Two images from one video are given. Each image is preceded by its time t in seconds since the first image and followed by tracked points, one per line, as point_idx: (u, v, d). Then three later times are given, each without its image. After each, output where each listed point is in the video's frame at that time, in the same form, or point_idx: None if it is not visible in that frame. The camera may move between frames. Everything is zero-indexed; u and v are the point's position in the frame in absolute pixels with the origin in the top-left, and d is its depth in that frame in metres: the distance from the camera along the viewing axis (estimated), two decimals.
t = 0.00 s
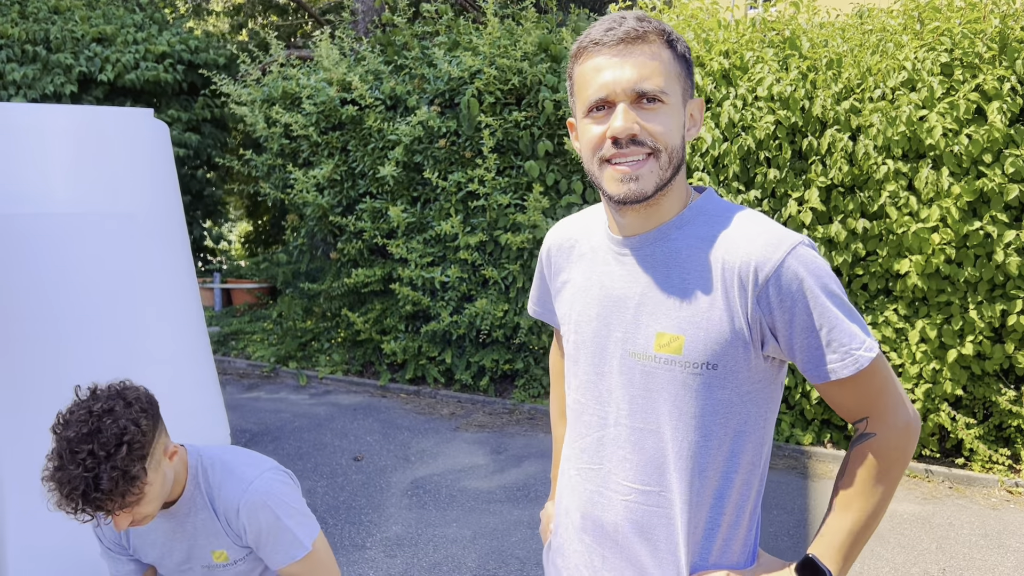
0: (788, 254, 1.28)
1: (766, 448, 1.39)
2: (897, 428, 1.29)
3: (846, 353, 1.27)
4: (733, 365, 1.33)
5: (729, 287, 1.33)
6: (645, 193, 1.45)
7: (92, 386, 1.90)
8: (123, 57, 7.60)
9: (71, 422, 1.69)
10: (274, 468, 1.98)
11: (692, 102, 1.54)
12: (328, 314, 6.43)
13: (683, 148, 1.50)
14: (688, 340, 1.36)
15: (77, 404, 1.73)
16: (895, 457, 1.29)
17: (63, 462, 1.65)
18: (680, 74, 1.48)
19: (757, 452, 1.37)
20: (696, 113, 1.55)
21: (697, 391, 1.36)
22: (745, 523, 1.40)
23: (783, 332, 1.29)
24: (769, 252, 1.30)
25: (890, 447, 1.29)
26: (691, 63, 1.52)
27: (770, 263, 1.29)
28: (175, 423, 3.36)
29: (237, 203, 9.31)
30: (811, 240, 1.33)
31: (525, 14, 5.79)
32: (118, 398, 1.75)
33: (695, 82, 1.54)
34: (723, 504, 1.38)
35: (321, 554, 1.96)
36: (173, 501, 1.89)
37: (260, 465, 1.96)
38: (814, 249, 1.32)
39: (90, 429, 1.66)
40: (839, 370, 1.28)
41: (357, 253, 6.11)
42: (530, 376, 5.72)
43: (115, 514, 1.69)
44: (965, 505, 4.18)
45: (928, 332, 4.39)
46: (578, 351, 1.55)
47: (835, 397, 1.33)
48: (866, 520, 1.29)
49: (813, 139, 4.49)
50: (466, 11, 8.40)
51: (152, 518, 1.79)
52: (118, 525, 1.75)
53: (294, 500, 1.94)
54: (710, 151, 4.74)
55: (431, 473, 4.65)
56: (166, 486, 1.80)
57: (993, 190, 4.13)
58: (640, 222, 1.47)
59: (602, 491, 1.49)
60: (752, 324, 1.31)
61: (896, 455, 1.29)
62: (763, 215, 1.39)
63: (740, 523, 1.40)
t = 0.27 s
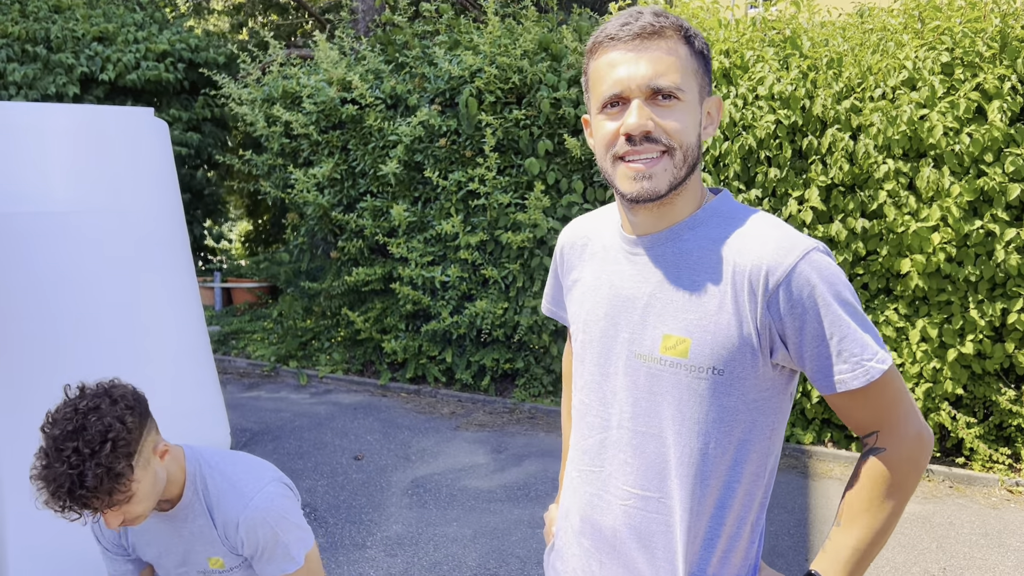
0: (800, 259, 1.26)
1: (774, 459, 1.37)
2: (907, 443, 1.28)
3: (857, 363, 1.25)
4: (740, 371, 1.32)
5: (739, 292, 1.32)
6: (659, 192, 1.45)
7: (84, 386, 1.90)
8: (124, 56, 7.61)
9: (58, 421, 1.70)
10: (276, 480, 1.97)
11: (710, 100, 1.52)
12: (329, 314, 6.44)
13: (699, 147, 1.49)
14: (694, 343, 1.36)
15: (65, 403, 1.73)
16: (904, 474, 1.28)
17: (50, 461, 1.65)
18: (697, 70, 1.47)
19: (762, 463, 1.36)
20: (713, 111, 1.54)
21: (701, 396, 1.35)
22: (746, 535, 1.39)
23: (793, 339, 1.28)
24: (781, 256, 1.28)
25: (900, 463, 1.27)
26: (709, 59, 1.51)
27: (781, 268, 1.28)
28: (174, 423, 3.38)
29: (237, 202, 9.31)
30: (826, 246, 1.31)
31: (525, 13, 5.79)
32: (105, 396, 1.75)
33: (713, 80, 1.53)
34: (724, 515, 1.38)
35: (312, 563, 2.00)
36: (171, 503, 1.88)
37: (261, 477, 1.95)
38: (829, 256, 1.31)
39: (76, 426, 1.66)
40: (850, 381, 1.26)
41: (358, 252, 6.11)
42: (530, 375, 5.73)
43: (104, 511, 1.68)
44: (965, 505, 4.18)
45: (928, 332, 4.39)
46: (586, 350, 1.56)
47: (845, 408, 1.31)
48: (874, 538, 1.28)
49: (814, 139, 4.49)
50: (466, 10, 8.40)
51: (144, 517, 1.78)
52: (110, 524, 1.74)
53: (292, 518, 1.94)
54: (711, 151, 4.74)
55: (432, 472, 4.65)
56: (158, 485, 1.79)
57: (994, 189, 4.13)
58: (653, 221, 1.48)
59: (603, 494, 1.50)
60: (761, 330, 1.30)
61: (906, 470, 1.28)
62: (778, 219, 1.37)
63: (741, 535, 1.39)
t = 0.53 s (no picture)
0: (807, 262, 1.25)
1: (780, 465, 1.36)
2: (915, 454, 1.25)
3: (862, 371, 1.23)
4: (744, 376, 1.31)
5: (744, 294, 1.31)
6: (664, 191, 1.44)
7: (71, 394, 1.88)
8: (125, 56, 7.61)
9: (46, 434, 1.68)
10: (273, 488, 1.96)
11: (719, 99, 1.51)
12: (329, 312, 6.43)
13: (708, 147, 1.48)
14: (697, 347, 1.35)
15: (50, 416, 1.71)
16: (912, 487, 1.26)
17: (40, 475, 1.64)
18: (706, 68, 1.46)
19: (766, 470, 1.35)
20: (723, 110, 1.53)
21: (704, 401, 1.35)
22: (749, 543, 1.39)
23: (799, 344, 1.26)
24: (787, 258, 1.27)
25: (908, 475, 1.25)
26: (718, 57, 1.49)
27: (787, 271, 1.26)
28: (174, 422, 3.39)
29: (237, 201, 9.31)
30: (836, 249, 1.28)
31: (525, 12, 5.78)
32: (90, 406, 1.73)
33: (723, 78, 1.51)
34: (726, 522, 1.38)
35: (313, 568, 1.99)
36: (168, 508, 1.90)
37: (257, 485, 1.94)
38: (839, 258, 1.28)
39: (64, 440, 1.65)
40: (857, 389, 1.24)
41: (358, 251, 6.11)
42: (530, 374, 5.73)
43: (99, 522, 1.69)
44: (966, 504, 4.17)
45: (929, 331, 4.38)
46: (591, 350, 1.56)
47: (852, 416, 1.29)
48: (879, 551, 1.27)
49: (815, 138, 4.49)
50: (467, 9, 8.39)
51: (141, 524, 1.79)
52: (107, 533, 1.75)
53: (289, 526, 1.92)
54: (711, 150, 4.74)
55: (432, 471, 4.65)
56: (153, 492, 1.79)
57: (995, 189, 4.13)
58: (660, 221, 1.47)
59: (606, 497, 1.50)
60: (766, 334, 1.29)
61: (914, 482, 1.26)
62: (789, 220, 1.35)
63: (744, 542, 1.39)
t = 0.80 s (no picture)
0: (807, 265, 1.24)
1: (782, 470, 1.36)
2: (919, 462, 1.25)
3: (863, 376, 1.22)
4: (743, 380, 1.31)
5: (744, 297, 1.30)
6: (667, 192, 1.44)
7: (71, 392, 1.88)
8: (124, 55, 7.60)
9: (49, 430, 1.68)
10: (276, 479, 1.97)
11: (724, 98, 1.50)
12: (329, 311, 6.43)
13: (712, 147, 1.47)
14: (697, 349, 1.35)
15: (54, 411, 1.71)
16: (916, 495, 1.26)
17: (43, 470, 1.64)
18: (711, 66, 1.45)
19: (767, 474, 1.35)
20: (728, 109, 1.52)
21: (703, 404, 1.34)
22: (749, 548, 1.38)
23: (800, 347, 1.26)
24: (788, 260, 1.26)
25: (912, 484, 1.25)
26: (723, 55, 1.49)
27: (787, 275, 1.25)
28: (174, 422, 3.38)
29: (237, 200, 9.30)
30: (839, 251, 1.27)
31: (525, 10, 5.78)
32: (94, 400, 1.73)
33: (728, 77, 1.50)
34: (726, 527, 1.37)
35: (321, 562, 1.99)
36: (171, 505, 1.89)
37: (261, 476, 1.96)
38: (842, 261, 1.27)
39: (67, 434, 1.64)
40: (858, 394, 1.24)
41: (358, 250, 6.11)
42: (530, 374, 5.73)
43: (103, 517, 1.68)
44: (966, 503, 4.17)
45: (930, 330, 4.38)
46: (593, 350, 1.56)
47: (855, 422, 1.29)
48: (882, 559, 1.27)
49: (815, 137, 4.48)
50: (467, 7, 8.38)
51: (145, 520, 1.78)
52: (112, 529, 1.74)
53: (294, 515, 1.93)
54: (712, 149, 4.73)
55: (433, 470, 4.65)
56: (157, 487, 1.79)
57: (995, 188, 4.12)
58: (662, 222, 1.47)
59: (606, 499, 1.50)
60: (767, 337, 1.28)
61: (918, 490, 1.25)
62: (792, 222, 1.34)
63: (744, 548, 1.38)
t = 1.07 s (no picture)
0: (810, 266, 1.23)
1: (785, 471, 1.35)
2: (923, 466, 1.25)
3: (867, 378, 1.22)
4: (744, 381, 1.31)
5: (745, 297, 1.30)
6: (669, 192, 1.43)
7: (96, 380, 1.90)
8: (124, 54, 7.59)
9: (66, 419, 1.70)
10: (293, 474, 1.95)
11: (727, 97, 1.50)
12: (329, 310, 6.42)
13: (715, 147, 1.47)
14: (697, 350, 1.34)
15: (74, 399, 1.73)
16: (920, 499, 1.25)
17: (56, 459, 1.66)
18: (714, 66, 1.45)
19: (768, 476, 1.34)
20: (731, 108, 1.51)
21: (704, 406, 1.34)
22: (750, 551, 1.38)
23: (802, 349, 1.25)
24: (790, 261, 1.25)
25: (915, 489, 1.25)
26: (726, 54, 1.48)
27: (788, 275, 1.25)
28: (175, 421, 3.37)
29: (237, 199, 9.28)
30: (842, 252, 1.27)
31: (525, 9, 5.77)
32: (112, 393, 1.74)
33: (732, 75, 1.50)
34: (726, 530, 1.37)
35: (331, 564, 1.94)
36: (187, 497, 1.89)
37: (278, 470, 1.94)
38: (844, 262, 1.26)
39: (80, 426, 1.66)
40: (861, 396, 1.23)
41: (358, 248, 6.10)
42: (531, 372, 5.72)
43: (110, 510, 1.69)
44: (967, 502, 4.17)
45: (930, 329, 4.37)
46: (595, 349, 1.57)
47: (858, 425, 1.28)
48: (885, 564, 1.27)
49: (815, 136, 4.48)
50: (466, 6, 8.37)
51: (156, 512, 1.79)
52: (121, 519, 1.76)
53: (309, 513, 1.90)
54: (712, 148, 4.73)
55: (433, 469, 4.65)
56: (168, 481, 1.79)
57: (996, 187, 4.12)
58: (664, 222, 1.47)
59: (606, 498, 1.50)
60: (768, 338, 1.28)
61: (922, 495, 1.25)
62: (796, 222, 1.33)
63: (745, 550, 1.38)
